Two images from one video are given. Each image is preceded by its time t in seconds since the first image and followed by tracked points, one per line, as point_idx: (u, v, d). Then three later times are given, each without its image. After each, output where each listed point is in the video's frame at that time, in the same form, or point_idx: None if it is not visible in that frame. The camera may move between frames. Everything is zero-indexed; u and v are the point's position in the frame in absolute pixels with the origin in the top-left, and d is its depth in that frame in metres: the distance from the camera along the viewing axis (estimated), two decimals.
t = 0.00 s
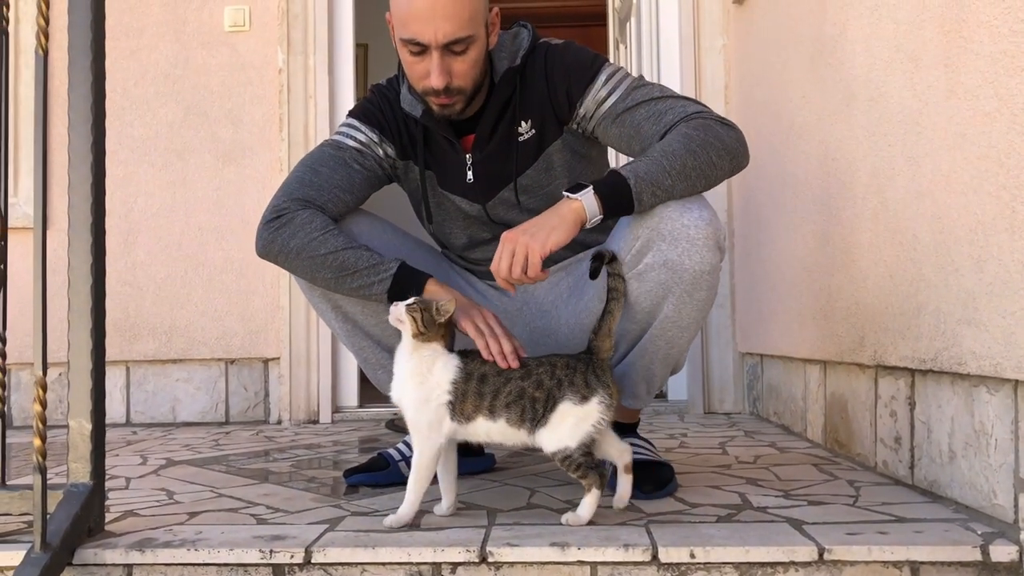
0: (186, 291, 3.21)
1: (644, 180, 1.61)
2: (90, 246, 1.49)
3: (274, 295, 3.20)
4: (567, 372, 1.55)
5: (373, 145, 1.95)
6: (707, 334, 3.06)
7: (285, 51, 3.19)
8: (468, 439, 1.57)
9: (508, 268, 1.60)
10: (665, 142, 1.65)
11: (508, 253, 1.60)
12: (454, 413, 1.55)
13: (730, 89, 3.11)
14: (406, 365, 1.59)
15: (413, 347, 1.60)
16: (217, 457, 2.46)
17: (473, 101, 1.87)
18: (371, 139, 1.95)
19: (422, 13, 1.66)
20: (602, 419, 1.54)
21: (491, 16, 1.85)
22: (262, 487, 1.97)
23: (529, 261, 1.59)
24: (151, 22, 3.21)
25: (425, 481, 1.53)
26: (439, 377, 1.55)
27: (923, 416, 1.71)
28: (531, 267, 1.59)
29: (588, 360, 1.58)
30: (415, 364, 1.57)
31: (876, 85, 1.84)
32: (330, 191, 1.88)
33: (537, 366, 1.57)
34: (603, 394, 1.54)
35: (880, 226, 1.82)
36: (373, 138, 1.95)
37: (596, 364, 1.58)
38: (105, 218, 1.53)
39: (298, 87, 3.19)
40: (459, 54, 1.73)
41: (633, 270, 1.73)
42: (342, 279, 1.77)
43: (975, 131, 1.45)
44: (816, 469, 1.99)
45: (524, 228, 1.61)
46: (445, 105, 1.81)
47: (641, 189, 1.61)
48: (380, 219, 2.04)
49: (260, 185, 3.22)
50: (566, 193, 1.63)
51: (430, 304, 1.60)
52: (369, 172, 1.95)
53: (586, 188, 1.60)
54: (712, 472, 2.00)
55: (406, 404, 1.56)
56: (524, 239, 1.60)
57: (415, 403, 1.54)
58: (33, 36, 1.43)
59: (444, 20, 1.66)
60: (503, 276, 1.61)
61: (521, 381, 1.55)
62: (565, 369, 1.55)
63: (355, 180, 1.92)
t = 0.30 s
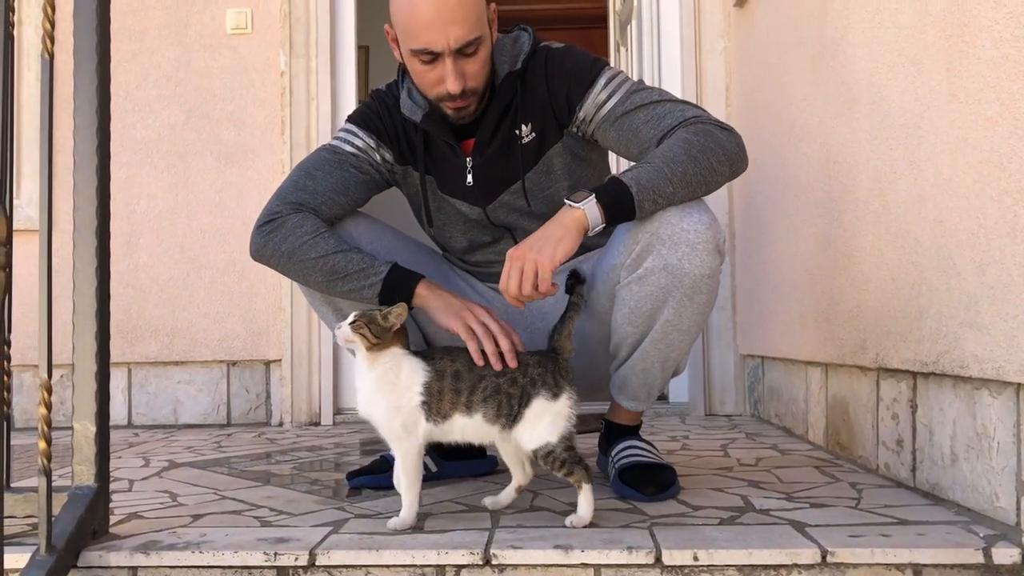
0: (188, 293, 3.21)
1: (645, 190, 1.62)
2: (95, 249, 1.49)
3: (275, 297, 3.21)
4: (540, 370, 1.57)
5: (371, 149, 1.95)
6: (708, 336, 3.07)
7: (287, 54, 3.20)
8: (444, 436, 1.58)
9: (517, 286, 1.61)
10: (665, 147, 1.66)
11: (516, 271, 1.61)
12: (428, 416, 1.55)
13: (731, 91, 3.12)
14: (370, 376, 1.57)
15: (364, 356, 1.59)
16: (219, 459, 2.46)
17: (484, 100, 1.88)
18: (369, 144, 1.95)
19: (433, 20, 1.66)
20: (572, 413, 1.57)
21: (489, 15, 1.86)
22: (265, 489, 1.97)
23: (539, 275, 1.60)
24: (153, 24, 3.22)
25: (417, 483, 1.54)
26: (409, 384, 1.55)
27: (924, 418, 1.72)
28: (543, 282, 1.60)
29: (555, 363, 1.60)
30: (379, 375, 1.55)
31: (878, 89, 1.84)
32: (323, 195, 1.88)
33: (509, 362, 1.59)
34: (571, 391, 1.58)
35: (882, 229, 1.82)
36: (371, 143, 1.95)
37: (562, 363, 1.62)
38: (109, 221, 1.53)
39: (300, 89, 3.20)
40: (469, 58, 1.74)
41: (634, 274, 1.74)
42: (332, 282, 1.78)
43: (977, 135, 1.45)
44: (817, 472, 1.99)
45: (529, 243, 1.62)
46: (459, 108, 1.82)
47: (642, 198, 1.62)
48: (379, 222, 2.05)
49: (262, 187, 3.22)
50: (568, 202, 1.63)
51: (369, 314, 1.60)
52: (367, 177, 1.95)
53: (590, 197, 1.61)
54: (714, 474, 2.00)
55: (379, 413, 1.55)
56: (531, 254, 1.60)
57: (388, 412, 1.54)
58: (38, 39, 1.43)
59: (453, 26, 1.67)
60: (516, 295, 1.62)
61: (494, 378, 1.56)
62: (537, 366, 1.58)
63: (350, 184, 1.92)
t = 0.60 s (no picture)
0: (190, 295, 3.22)
1: (647, 194, 1.63)
2: (99, 251, 1.49)
3: (277, 298, 3.21)
4: (493, 344, 1.60)
5: (375, 150, 1.95)
6: (709, 338, 3.07)
7: (289, 56, 3.20)
8: (408, 427, 1.58)
9: (520, 291, 1.63)
10: (667, 150, 1.66)
11: (518, 276, 1.63)
12: (389, 411, 1.54)
13: (732, 93, 3.13)
14: (328, 383, 1.56)
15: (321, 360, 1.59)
16: (221, 461, 2.46)
17: (483, 104, 1.87)
18: (372, 146, 1.95)
19: (433, 23, 1.67)
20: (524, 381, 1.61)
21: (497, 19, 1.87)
22: (268, 491, 1.97)
23: (541, 282, 1.63)
24: (155, 26, 3.23)
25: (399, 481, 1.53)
26: (368, 384, 1.54)
27: (927, 420, 1.72)
28: (544, 287, 1.63)
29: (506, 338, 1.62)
30: (337, 381, 1.54)
31: (880, 91, 1.85)
32: (327, 197, 1.87)
33: (454, 342, 1.61)
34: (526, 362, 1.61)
35: (884, 231, 1.83)
36: (375, 144, 1.95)
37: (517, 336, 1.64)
38: (113, 223, 1.54)
39: (301, 91, 3.20)
40: (469, 61, 1.74)
41: (635, 277, 1.75)
42: (341, 280, 1.77)
43: (980, 137, 1.46)
44: (819, 473, 2.00)
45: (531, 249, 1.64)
46: (455, 109, 1.82)
47: (644, 203, 1.63)
48: (383, 223, 2.04)
49: (264, 189, 3.23)
50: (569, 206, 1.66)
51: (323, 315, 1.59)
52: (370, 178, 1.95)
53: (591, 201, 1.63)
54: (716, 475, 2.01)
55: (340, 418, 1.54)
56: (534, 260, 1.63)
57: (348, 415, 1.53)
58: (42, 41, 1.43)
59: (454, 30, 1.67)
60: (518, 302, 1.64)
61: (444, 357, 1.58)
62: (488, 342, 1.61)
63: (355, 185, 1.91)
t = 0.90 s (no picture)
0: (191, 295, 3.21)
1: (651, 195, 1.62)
2: (101, 252, 1.49)
3: (278, 298, 3.21)
4: (460, 351, 1.58)
5: (382, 148, 1.95)
6: (712, 339, 3.07)
7: (291, 56, 3.20)
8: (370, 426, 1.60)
9: (521, 290, 1.63)
10: (672, 151, 1.66)
11: (520, 275, 1.63)
12: (350, 410, 1.57)
13: (734, 93, 3.13)
14: (299, 372, 1.58)
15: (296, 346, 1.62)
16: (222, 461, 2.45)
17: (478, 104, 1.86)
18: (378, 143, 1.94)
19: (429, 16, 1.67)
20: (495, 395, 1.58)
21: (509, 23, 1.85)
22: (270, 492, 1.97)
23: (542, 281, 1.62)
24: (156, 26, 3.22)
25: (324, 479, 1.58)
26: (333, 382, 1.56)
27: (931, 421, 1.72)
28: (545, 286, 1.62)
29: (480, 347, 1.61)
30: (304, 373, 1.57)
31: (883, 90, 1.84)
32: (331, 191, 1.86)
33: (422, 346, 1.60)
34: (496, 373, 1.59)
35: (888, 231, 1.82)
36: (381, 142, 1.95)
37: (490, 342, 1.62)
38: (116, 223, 1.53)
39: (303, 91, 3.20)
40: (462, 60, 1.73)
41: (637, 278, 1.74)
42: (349, 266, 1.77)
43: (985, 137, 1.45)
44: (823, 474, 1.99)
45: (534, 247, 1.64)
46: (446, 105, 1.82)
47: (648, 204, 1.63)
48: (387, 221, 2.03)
49: (265, 189, 3.22)
50: (572, 206, 1.66)
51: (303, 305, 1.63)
52: (376, 175, 1.94)
53: (595, 201, 1.62)
54: (720, 476, 2.00)
55: (302, 410, 1.57)
56: (537, 258, 1.62)
57: (309, 408, 1.56)
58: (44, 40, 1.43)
59: (448, 25, 1.67)
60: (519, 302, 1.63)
61: (409, 360, 1.58)
62: (457, 349, 1.59)
63: (358, 181, 1.89)
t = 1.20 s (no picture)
0: (193, 296, 3.21)
1: (654, 195, 1.62)
2: (107, 253, 1.48)
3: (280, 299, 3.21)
4: (438, 353, 1.60)
5: (388, 146, 1.94)
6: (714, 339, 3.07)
7: (293, 57, 3.20)
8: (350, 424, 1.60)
9: (525, 289, 1.63)
10: (676, 150, 1.66)
11: (525, 275, 1.62)
12: (329, 410, 1.57)
13: (736, 94, 3.14)
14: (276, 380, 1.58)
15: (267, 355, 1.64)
16: (225, 462, 2.45)
17: (478, 101, 1.86)
18: (384, 139, 1.94)
19: (424, 14, 1.67)
20: (470, 397, 1.62)
21: (513, 20, 1.84)
22: (274, 492, 1.96)
23: (546, 281, 1.62)
24: (158, 27, 3.22)
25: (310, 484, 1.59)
26: (310, 385, 1.56)
27: (936, 421, 1.72)
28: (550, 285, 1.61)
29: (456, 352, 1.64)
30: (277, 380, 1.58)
31: (887, 90, 1.85)
32: (336, 186, 1.85)
33: (400, 342, 1.60)
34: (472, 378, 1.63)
35: (892, 232, 1.83)
36: (387, 138, 1.94)
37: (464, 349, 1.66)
38: (121, 224, 1.53)
39: (305, 92, 3.21)
40: (458, 57, 1.73)
41: (642, 279, 1.74)
42: (360, 253, 1.76)
43: (990, 138, 1.45)
44: (827, 474, 1.99)
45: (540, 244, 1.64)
46: (444, 101, 1.82)
47: (652, 203, 1.62)
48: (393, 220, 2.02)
49: (267, 190, 3.22)
50: (576, 205, 1.65)
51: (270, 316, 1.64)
52: (382, 171, 1.93)
53: (599, 200, 1.62)
54: (724, 477, 2.00)
55: (281, 415, 1.57)
56: (541, 257, 1.62)
57: (290, 413, 1.56)
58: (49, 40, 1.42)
59: (443, 23, 1.67)
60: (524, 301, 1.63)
61: (387, 355, 1.58)
62: (435, 350, 1.60)
63: (362, 178, 1.88)
